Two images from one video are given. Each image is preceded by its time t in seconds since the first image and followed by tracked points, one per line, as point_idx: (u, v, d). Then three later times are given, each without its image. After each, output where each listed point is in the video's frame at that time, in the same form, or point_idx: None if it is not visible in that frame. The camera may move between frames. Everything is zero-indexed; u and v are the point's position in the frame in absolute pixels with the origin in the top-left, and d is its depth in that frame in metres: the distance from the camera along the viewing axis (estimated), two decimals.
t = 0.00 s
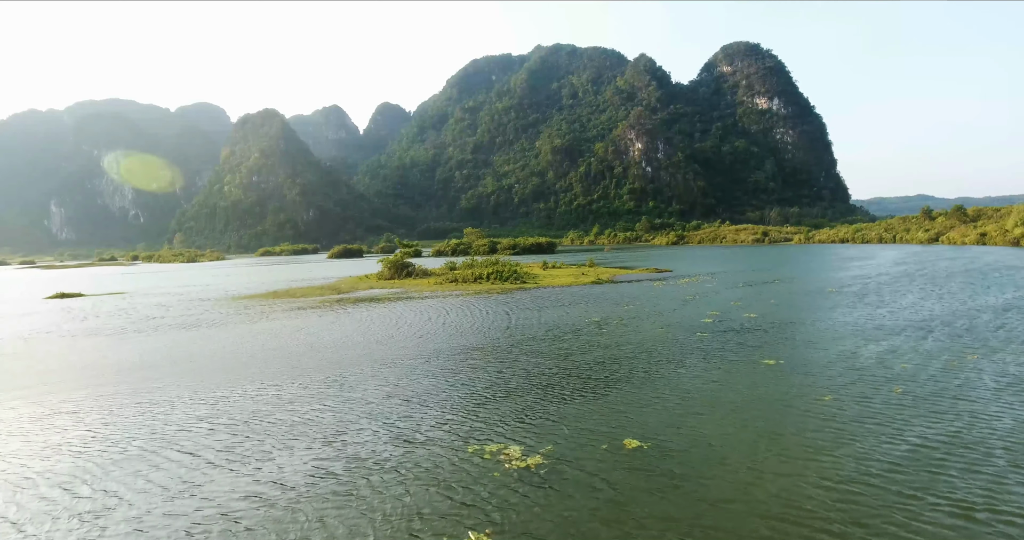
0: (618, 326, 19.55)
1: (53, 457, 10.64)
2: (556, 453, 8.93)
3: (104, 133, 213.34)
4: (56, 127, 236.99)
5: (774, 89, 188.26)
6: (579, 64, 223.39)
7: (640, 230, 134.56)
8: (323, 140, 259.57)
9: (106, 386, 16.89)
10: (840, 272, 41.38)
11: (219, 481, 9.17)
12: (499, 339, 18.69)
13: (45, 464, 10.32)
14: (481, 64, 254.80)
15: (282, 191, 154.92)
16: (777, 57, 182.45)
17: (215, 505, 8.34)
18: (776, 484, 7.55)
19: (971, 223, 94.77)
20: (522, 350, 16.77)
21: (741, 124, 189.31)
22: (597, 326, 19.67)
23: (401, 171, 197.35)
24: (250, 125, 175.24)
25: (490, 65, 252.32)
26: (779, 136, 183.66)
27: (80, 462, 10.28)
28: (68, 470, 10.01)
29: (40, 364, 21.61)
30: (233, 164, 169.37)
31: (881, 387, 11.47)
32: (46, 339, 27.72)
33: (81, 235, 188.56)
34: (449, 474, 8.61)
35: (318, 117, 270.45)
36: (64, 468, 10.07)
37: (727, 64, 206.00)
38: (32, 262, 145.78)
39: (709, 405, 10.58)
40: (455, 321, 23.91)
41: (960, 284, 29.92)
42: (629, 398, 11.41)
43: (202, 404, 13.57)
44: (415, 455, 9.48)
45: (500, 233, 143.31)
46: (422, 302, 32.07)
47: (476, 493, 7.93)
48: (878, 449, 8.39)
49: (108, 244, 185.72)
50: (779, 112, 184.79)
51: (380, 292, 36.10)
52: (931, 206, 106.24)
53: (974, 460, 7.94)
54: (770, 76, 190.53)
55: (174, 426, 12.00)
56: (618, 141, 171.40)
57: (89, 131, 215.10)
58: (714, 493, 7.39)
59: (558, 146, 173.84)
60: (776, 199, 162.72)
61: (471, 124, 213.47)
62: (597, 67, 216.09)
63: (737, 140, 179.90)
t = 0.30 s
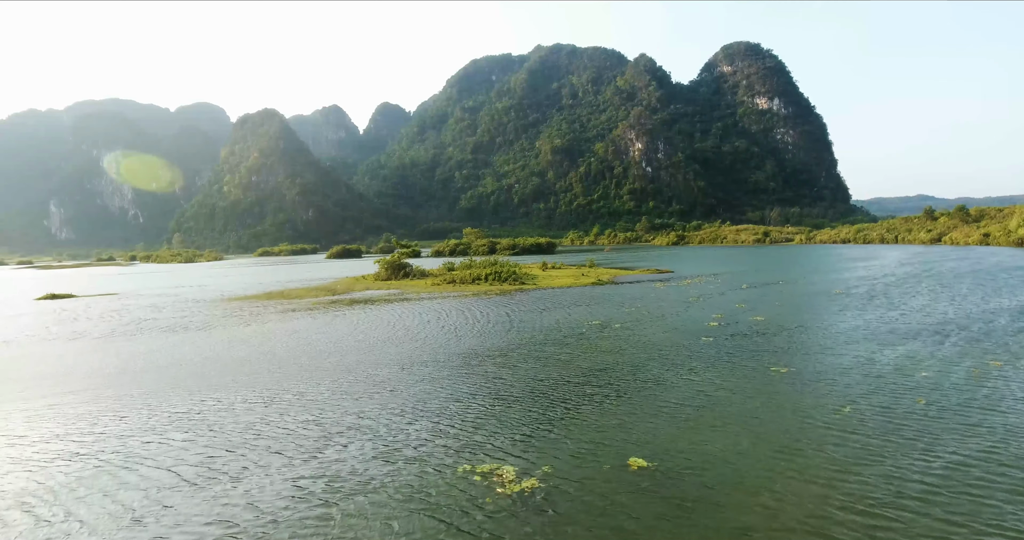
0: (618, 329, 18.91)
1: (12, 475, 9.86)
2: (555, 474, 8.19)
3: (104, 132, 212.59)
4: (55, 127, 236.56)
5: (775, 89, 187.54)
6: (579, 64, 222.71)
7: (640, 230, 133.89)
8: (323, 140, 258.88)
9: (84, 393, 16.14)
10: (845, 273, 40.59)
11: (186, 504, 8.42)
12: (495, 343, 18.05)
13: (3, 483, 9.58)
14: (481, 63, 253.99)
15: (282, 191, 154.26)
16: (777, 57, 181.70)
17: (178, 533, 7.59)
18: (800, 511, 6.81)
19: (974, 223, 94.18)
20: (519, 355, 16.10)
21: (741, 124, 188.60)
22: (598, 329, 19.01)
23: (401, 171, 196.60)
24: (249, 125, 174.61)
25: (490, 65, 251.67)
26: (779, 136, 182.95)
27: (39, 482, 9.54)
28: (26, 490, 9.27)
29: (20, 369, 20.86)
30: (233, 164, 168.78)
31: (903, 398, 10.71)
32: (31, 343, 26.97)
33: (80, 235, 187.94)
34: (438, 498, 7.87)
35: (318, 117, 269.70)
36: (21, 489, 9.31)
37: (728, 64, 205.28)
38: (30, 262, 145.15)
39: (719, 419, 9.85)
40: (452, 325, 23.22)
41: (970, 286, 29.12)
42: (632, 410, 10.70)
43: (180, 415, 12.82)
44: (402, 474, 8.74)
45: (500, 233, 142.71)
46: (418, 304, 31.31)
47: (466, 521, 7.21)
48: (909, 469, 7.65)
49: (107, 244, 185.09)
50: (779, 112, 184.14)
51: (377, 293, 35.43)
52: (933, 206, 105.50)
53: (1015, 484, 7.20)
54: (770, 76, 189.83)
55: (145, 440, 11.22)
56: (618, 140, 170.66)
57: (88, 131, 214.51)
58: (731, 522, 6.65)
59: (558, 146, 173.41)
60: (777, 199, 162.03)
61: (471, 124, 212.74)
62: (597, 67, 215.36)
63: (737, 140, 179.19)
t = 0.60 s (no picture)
0: (621, 333, 18.13)
1: None
2: (556, 504, 7.38)
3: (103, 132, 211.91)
4: (55, 127, 235.87)
5: (776, 89, 186.64)
6: (580, 64, 221.72)
7: (641, 230, 133.19)
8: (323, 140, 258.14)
9: (57, 401, 15.27)
10: (851, 273, 39.82)
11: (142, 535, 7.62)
12: (494, 349, 17.25)
13: None
14: (481, 63, 253.16)
15: (281, 191, 153.54)
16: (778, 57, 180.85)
17: None
18: None
19: (978, 223, 93.30)
20: (517, 361, 15.32)
21: (742, 124, 187.76)
22: (600, 333, 18.20)
23: (401, 171, 195.81)
24: (248, 124, 173.86)
25: (490, 65, 250.97)
26: (780, 136, 182.10)
27: None
28: None
29: None
30: (232, 164, 168.11)
31: (935, 410, 9.85)
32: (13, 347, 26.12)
33: (80, 235, 187.23)
34: (424, 531, 7.05)
35: (318, 117, 268.92)
36: None
37: (728, 63, 204.25)
38: (29, 262, 144.48)
39: (735, 438, 9.02)
40: (450, 328, 22.37)
41: (983, 287, 28.23)
42: (639, 425, 9.88)
43: (153, 428, 11.93)
44: (384, 500, 7.92)
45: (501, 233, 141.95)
46: (414, 306, 30.47)
47: None
48: (956, 500, 6.80)
49: (107, 244, 184.47)
50: (780, 112, 183.16)
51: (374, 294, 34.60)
52: (936, 206, 104.63)
53: None
54: (771, 76, 188.95)
55: (108, 458, 10.31)
56: (619, 140, 169.73)
57: (88, 131, 213.88)
58: None
59: (558, 146, 172.64)
60: (778, 199, 161.26)
61: (471, 124, 211.97)
62: (598, 66, 214.53)
63: (738, 140, 178.36)
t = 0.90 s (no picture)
0: (623, 337, 17.33)
1: None
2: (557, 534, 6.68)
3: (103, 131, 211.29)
4: (55, 127, 235.31)
5: (776, 89, 185.99)
6: (580, 63, 220.81)
7: (641, 230, 132.45)
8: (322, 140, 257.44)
9: (32, 407, 14.56)
10: (857, 274, 39.03)
11: None
12: (492, 355, 16.48)
13: None
14: (481, 63, 252.48)
15: (281, 191, 152.82)
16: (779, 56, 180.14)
17: None
18: None
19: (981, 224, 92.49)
20: (514, 368, 14.61)
21: (742, 123, 186.98)
22: (603, 338, 17.41)
23: (401, 171, 194.98)
24: (248, 124, 173.14)
25: (490, 65, 250.30)
26: (780, 136, 181.37)
27: None
28: None
29: None
30: (232, 164, 167.46)
31: (966, 424, 9.14)
32: None
33: (80, 235, 186.58)
34: None
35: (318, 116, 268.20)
36: None
37: (729, 63, 203.32)
38: (28, 262, 143.86)
39: (752, 458, 8.32)
40: (447, 331, 21.57)
41: (995, 288, 27.47)
42: (647, 441, 9.20)
43: (124, 441, 11.11)
44: (366, 528, 7.20)
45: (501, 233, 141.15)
46: (411, 308, 29.73)
47: None
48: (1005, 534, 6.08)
49: (106, 244, 183.82)
50: (781, 111, 182.34)
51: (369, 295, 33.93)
52: (939, 206, 103.86)
53: None
54: (772, 76, 188.31)
55: (75, 474, 9.59)
56: (619, 140, 168.84)
57: (88, 130, 213.23)
58: None
59: (558, 146, 171.90)
60: (778, 199, 160.57)
61: (471, 123, 211.25)
62: (598, 66, 213.85)
63: (738, 140, 177.67)
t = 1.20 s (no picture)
0: (628, 341, 16.62)
1: None
2: None
3: (102, 131, 210.70)
4: (55, 126, 234.65)
5: (777, 88, 185.31)
6: (580, 63, 220.09)
7: (642, 231, 131.70)
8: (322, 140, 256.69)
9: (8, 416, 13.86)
10: (862, 275, 38.28)
11: None
12: (490, 360, 15.75)
13: None
14: (482, 63, 251.79)
15: (280, 191, 152.22)
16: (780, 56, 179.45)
17: None
18: None
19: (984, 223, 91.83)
20: (513, 374, 13.89)
21: (743, 123, 186.16)
22: (607, 342, 16.69)
23: (401, 171, 194.19)
24: (247, 124, 172.43)
25: (490, 64, 249.62)
26: (781, 135, 180.57)
27: None
28: None
29: None
30: (231, 164, 166.81)
31: (1000, 441, 8.46)
32: None
33: (79, 235, 185.99)
34: None
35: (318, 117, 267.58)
36: None
37: (730, 63, 202.60)
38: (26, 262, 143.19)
39: (771, 480, 7.64)
40: (444, 334, 20.82)
41: (1007, 289, 26.78)
42: (655, 458, 8.55)
43: (93, 455, 10.42)
44: None
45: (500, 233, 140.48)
46: (408, 310, 29.03)
47: None
48: None
49: (106, 243, 183.18)
50: (781, 111, 181.70)
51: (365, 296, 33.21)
52: (942, 206, 103.15)
53: None
54: (772, 76, 187.70)
55: (39, 493, 8.93)
56: (619, 140, 168.18)
57: (88, 130, 212.60)
58: None
59: (559, 146, 171.25)
60: (779, 199, 159.81)
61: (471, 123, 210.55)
62: (598, 66, 213.11)
63: (739, 140, 176.89)
